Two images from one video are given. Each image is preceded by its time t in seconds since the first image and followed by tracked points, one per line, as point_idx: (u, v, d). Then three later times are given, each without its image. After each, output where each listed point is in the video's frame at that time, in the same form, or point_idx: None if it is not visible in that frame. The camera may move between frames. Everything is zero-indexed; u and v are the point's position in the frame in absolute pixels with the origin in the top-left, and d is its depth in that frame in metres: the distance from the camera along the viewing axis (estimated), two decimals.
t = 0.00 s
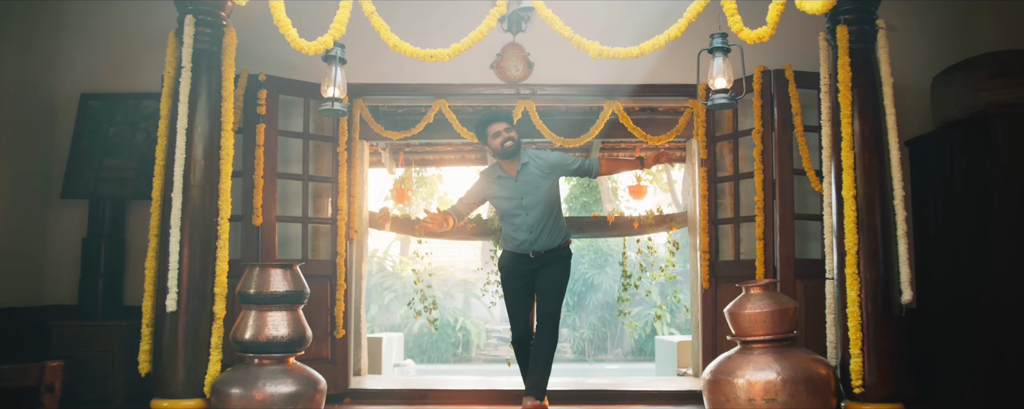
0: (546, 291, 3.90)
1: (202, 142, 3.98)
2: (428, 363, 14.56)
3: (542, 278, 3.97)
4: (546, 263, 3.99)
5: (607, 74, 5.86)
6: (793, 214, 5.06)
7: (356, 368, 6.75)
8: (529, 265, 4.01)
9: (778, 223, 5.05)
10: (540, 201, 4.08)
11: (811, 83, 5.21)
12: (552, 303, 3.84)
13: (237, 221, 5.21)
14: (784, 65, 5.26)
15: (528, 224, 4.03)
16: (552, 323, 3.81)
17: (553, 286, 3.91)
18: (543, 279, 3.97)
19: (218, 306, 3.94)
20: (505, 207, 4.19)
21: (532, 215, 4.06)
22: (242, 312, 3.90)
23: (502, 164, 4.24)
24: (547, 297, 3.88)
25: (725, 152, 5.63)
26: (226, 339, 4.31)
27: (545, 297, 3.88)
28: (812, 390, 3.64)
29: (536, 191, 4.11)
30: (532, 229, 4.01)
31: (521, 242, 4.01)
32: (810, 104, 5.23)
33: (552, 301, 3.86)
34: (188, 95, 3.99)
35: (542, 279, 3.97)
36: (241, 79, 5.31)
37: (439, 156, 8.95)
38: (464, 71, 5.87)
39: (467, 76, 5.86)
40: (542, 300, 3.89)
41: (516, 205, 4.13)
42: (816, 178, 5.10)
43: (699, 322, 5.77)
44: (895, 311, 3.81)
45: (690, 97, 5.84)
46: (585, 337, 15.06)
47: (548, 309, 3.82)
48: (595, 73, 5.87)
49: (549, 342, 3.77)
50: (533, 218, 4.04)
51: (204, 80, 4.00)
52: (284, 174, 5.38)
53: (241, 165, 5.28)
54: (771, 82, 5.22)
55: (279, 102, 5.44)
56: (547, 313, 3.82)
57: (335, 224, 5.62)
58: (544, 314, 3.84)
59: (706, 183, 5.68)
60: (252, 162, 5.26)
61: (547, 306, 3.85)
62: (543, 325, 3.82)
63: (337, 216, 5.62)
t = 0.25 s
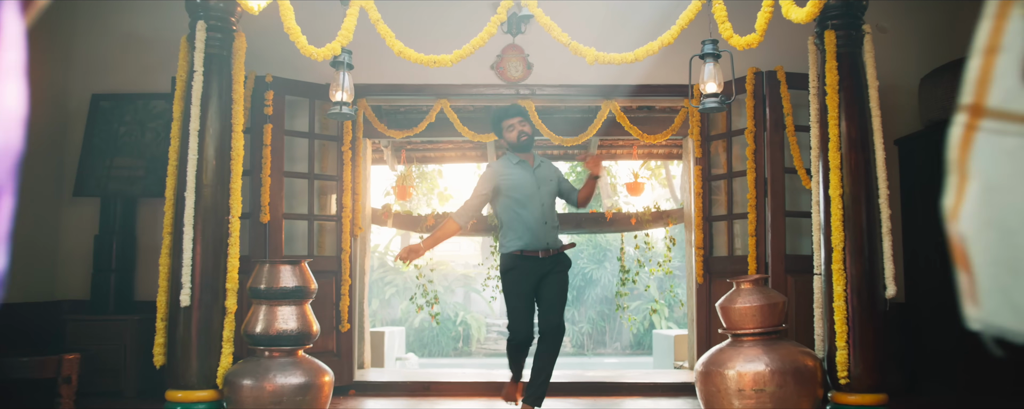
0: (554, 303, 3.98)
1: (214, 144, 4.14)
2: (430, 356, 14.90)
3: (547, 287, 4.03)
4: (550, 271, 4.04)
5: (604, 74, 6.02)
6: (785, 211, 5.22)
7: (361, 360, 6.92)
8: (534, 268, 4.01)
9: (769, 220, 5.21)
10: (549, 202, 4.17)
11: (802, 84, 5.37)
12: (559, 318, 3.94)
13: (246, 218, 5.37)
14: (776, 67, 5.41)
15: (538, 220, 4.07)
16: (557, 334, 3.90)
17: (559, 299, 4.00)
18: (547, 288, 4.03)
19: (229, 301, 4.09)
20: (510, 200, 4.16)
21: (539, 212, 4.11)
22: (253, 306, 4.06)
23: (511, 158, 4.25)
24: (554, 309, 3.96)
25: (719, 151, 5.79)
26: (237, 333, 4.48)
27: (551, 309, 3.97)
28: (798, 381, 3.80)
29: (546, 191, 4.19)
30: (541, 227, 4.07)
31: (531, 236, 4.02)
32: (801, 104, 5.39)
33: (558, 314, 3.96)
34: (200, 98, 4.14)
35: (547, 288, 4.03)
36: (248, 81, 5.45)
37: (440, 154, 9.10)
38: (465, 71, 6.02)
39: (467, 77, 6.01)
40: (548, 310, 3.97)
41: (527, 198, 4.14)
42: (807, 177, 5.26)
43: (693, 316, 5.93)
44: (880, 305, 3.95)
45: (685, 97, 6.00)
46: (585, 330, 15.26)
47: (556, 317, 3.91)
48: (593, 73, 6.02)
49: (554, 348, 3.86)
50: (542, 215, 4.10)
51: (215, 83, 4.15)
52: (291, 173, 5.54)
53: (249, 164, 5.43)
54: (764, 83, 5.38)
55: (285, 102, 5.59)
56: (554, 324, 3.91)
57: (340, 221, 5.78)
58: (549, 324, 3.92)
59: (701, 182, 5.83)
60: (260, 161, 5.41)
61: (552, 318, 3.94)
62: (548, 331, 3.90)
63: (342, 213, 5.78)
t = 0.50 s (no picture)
0: (540, 288, 4.09)
1: (226, 143, 4.29)
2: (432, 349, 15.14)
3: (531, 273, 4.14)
4: (532, 257, 4.15)
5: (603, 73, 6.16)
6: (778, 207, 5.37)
7: (366, 352, 7.09)
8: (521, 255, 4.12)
9: (763, 216, 5.36)
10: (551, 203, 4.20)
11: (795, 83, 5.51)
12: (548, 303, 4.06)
13: (254, 214, 5.52)
14: (770, 67, 5.56)
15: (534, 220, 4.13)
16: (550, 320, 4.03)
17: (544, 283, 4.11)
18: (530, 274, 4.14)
19: (241, 295, 4.25)
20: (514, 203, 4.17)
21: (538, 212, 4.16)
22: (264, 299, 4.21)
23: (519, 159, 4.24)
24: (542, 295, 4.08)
25: (714, 149, 5.93)
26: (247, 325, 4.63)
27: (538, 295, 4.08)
28: (788, 371, 3.97)
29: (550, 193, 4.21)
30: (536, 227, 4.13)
31: (523, 235, 4.10)
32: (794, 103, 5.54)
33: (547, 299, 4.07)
34: (212, 99, 4.29)
35: (530, 274, 4.14)
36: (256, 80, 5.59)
37: (442, 150, 9.24)
38: (467, 70, 6.16)
39: (469, 76, 6.15)
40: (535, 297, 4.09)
41: (530, 196, 4.18)
42: (799, 174, 5.41)
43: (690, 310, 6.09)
44: (868, 299, 4.11)
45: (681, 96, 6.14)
46: (585, 323, 15.46)
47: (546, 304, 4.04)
48: (592, 72, 6.16)
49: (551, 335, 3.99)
50: (540, 216, 4.16)
51: (226, 85, 4.30)
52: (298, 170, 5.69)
53: (257, 162, 5.58)
54: (758, 82, 5.52)
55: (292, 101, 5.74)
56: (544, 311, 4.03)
57: (345, 216, 5.93)
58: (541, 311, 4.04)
59: (697, 178, 5.98)
60: (268, 158, 5.56)
61: (543, 305, 4.06)
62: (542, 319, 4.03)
63: (347, 209, 5.93)
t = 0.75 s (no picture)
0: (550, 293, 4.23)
1: (235, 146, 4.44)
2: (433, 345, 15.32)
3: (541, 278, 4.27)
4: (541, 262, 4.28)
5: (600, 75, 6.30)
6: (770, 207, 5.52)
7: (369, 347, 7.25)
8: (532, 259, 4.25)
9: (756, 216, 5.51)
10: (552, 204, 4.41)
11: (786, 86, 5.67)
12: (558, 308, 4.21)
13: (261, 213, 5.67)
14: (762, 70, 5.71)
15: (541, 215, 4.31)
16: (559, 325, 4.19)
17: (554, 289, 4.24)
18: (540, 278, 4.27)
19: (250, 291, 4.40)
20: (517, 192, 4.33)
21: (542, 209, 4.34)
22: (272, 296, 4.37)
23: (536, 146, 4.45)
24: (552, 300, 4.22)
25: (709, 149, 6.09)
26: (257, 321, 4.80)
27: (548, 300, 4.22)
28: (778, 365, 4.12)
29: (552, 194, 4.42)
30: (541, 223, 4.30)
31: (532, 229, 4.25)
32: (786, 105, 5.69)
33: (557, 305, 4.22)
34: (222, 103, 4.44)
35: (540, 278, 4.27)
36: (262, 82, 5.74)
37: (443, 150, 9.38)
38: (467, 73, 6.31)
39: (470, 78, 6.30)
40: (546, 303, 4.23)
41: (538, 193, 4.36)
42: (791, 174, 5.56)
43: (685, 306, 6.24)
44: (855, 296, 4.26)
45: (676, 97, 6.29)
46: (583, 320, 15.69)
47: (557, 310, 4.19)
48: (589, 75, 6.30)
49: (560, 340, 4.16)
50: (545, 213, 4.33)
51: (236, 88, 4.45)
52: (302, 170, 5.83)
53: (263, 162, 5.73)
54: (751, 85, 5.67)
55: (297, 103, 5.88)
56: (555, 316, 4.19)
57: (349, 215, 6.08)
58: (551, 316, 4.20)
59: (692, 178, 6.14)
60: (274, 158, 5.70)
61: (553, 310, 4.21)
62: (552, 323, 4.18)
63: (350, 208, 6.08)
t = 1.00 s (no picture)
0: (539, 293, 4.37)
1: (242, 148, 4.56)
2: (432, 343, 15.44)
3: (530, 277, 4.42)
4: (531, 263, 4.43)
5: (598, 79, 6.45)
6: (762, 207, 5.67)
7: (370, 345, 7.39)
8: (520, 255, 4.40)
9: (749, 216, 5.65)
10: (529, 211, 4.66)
11: (779, 90, 5.81)
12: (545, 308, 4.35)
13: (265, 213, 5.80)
14: (755, 74, 5.85)
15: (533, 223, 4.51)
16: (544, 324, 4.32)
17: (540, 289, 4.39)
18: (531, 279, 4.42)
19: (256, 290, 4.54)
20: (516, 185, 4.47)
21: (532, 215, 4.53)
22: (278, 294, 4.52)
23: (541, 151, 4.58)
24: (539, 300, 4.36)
25: (703, 152, 6.23)
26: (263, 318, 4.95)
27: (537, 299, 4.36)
28: (767, 361, 4.27)
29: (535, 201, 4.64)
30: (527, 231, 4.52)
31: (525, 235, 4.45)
32: (778, 109, 5.84)
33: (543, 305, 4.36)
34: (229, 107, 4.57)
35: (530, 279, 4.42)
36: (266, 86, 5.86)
37: (442, 150, 9.52)
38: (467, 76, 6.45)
39: (470, 81, 6.45)
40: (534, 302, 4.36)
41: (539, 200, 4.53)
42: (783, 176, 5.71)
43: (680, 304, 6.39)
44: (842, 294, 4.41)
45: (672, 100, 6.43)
46: (581, 318, 15.86)
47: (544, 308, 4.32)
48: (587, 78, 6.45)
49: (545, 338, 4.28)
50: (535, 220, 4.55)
51: (243, 93, 4.58)
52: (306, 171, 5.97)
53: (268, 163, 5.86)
54: (744, 89, 5.82)
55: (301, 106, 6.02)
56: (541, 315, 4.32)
57: (352, 215, 6.23)
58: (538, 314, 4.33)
59: (687, 180, 6.28)
60: (278, 160, 5.84)
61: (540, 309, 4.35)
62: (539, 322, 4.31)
63: (353, 208, 6.23)
